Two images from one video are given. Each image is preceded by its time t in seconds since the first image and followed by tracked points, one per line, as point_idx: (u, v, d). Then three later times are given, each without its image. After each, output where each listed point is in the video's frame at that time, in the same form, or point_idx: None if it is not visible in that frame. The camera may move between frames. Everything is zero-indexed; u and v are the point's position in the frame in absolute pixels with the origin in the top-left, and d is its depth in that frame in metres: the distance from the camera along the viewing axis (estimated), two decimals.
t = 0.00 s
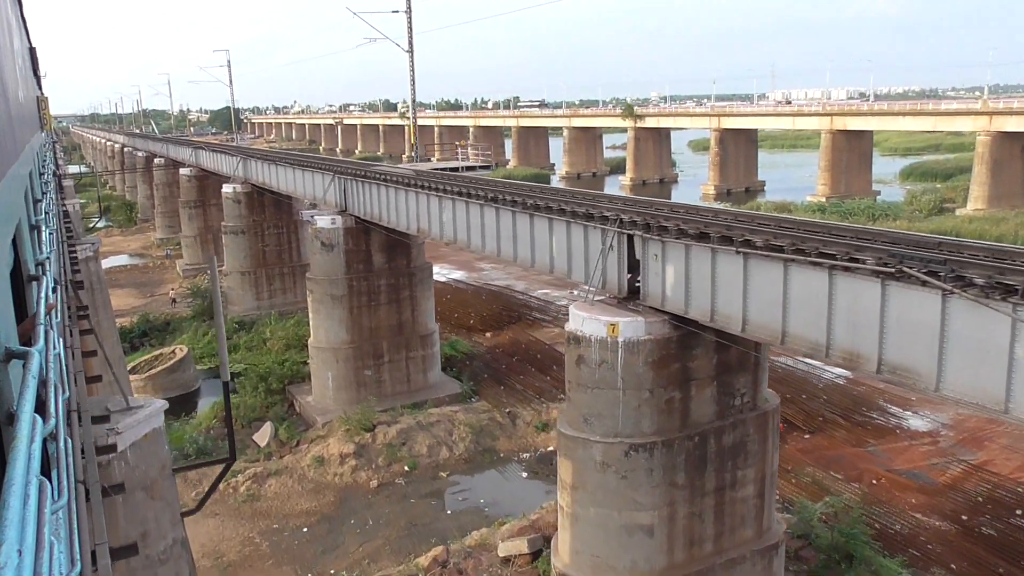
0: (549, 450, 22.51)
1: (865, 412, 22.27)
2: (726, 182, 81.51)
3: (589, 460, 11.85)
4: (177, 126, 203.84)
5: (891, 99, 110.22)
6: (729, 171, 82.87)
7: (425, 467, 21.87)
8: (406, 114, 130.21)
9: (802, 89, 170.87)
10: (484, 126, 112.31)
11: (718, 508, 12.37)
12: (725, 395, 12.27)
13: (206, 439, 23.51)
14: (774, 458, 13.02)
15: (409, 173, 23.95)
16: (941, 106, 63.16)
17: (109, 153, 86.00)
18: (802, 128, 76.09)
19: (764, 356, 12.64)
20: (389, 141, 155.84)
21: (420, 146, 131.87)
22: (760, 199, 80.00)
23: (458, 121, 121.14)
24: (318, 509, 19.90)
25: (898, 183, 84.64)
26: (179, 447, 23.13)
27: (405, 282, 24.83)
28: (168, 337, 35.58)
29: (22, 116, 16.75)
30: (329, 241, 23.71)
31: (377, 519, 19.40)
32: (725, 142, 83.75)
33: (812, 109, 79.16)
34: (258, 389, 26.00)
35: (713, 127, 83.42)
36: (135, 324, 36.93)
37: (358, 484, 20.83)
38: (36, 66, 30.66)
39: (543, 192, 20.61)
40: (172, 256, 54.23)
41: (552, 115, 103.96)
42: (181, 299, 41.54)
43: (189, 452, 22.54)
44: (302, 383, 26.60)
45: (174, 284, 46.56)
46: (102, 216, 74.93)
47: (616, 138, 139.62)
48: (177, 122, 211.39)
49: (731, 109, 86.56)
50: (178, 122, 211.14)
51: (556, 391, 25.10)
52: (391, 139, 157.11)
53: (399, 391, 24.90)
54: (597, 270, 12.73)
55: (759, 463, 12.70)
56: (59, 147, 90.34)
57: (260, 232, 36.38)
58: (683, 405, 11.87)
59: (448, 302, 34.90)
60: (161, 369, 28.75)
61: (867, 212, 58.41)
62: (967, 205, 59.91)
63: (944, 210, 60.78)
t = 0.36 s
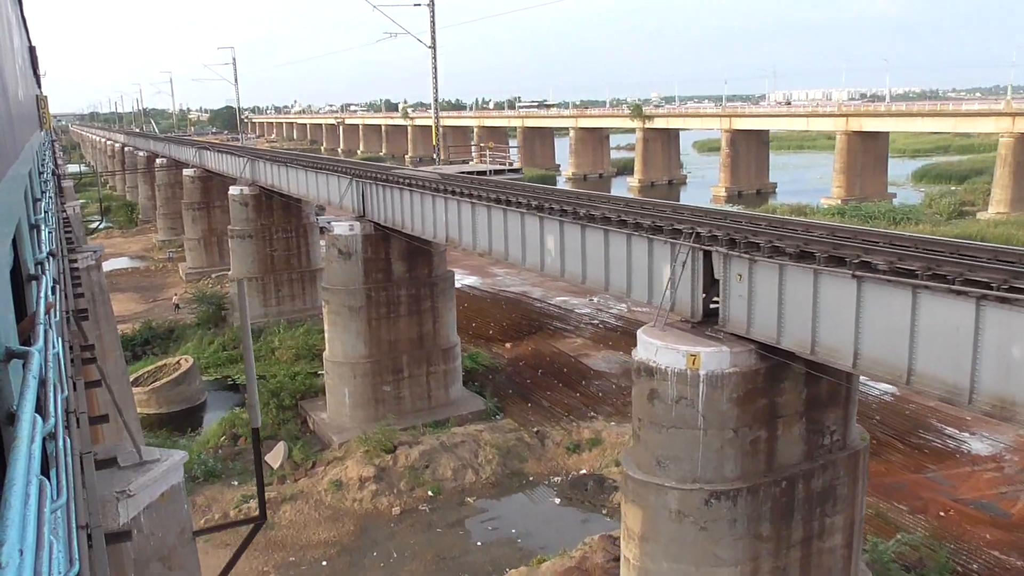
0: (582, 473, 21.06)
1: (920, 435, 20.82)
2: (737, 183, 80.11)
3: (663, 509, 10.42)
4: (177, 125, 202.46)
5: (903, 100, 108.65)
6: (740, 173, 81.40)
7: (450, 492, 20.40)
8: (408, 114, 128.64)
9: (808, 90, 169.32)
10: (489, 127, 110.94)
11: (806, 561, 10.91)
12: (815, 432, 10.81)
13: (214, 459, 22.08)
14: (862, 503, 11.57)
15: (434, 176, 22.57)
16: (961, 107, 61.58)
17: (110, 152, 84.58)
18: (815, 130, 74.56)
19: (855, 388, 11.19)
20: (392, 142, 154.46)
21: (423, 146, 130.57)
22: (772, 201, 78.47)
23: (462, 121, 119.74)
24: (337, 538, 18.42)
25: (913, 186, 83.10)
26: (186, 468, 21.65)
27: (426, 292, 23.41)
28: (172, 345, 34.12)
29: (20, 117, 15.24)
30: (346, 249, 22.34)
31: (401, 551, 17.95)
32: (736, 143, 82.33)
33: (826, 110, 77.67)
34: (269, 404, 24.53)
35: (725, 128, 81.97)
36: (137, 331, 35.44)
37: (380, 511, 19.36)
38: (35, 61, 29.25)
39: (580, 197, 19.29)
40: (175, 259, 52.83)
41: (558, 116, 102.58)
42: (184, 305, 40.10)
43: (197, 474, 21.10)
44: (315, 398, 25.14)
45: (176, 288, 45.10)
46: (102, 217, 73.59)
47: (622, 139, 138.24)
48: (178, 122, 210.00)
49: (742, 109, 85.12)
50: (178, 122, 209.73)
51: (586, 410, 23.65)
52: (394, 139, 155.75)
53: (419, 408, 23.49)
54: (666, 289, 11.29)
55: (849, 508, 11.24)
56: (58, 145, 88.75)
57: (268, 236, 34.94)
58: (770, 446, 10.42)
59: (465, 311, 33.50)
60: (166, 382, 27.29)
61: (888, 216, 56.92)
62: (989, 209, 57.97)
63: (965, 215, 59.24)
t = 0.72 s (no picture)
0: (621, 500, 19.56)
1: (985, 462, 19.38)
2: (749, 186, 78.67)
3: (762, 574, 9.01)
4: (178, 126, 201.01)
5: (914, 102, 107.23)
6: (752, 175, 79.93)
7: (480, 522, 18.91)
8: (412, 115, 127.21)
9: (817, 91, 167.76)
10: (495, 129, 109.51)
11: None
12: (933, 484, 9.34)
13: (225, 483, 20.59)
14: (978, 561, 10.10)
15: (462, 181, 21.11)
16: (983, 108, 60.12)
17: (110, 153, 83.08)
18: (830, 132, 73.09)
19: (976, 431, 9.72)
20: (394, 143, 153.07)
21: (427, 148, 129.16)
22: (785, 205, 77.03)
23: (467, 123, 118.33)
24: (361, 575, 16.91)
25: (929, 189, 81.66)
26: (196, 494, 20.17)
27: (452, 304, 21.95)
28: (177, 356, 32.64)
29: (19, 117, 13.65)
30: (367, 258, 20.90)
31: None
32: (749, 145, 80.91)
33: (841, 112, 76.21)
34: (282, 422, 23.05)
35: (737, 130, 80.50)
36: (141, 341, 33.94)
37: (405, 543, 17.86)
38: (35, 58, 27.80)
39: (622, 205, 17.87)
40: (178, 264, 51.37)
41: (566, 117, 101.14)
42: (189, 313, 38.65)
43: (207, 501, 19.63)
44: (331, 416, 23.66)
45: (180, 295, 43.64)
46: (103, 220, 72.22)
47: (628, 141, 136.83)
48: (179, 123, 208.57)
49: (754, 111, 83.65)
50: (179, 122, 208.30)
51: (620, 431, 22.19)
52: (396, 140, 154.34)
53: (443, 428, 22.07)
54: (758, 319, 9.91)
55: (967, 569, 9.77)
56: (58, 146, 87.27)
57: (278, 242, 33.50)
58: (885, 502, 8.96)
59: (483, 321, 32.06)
60: (172, 397, 25.82)
61: (910, 220, 55.51)
62: (1012, 214, 56.50)
63: (988, 220, 57.80)
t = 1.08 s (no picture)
0: (665, 529, 18.05)
1: None
2: (759, 186, 77.18)
3: None
4: (176, 125, 199.36)
5: (923, 100, 105.67)
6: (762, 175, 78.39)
7: (515, 554, 17.44)
8: (413, 114, 125.73)
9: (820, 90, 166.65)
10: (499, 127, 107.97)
11: None
12: None
13: (237, 510, 19.11)
14: None
15: (491, 183, 19.55)
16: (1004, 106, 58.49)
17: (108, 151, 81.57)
18: (844, 131, 71.54)
19: None
20: (395, 141, 151.60)
21: (429, 146, 127.66)
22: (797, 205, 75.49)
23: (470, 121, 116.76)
24: None
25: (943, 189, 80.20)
26: (206, 523, 18.74)
27: (478, 316, 20.45)
28: (181, 366, 31.16)
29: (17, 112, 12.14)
30: (388, 267, 19.42)
31: None
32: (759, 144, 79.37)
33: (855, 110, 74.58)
34: (295, 442, 21.58)
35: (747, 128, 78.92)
36: (143, 350, 32.43)
37: None
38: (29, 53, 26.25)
39: (675, 212, 16.22)
40: (179, 267, 49.83)
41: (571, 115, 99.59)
42: (192, 319, 37.14)
43: (219, 531, 18.17)
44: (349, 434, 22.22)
45: (182, 300, 42.13)
46: (102, 221, 70.72)
47: (632, 139, 135.45)
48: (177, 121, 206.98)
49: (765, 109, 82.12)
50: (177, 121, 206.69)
51: (659, 451, 20.73)
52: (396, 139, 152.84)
53: (469, 449, 20.62)
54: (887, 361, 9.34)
55: None
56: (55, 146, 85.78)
57: (286, 246, 31.92)
58: None
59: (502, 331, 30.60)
60: (177, 413, 24.32)
61: (932, 221, 53.98)
62: None
63: (1011, 221, 56.21)
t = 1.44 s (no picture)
0: (718, 565, 16.49)
1: None
2: (772, 188, 75.75)
3: None
4: (176, 126, 197.93)
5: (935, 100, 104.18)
6: (774, 176, 76.98)
7: None
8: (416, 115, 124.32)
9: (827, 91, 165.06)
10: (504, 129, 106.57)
11: None
12: None
13: (251, 542, 17.63)
14: None
15: (529, 189, 17.96)
16: None
17: (108, 152, 80.13)
18: (859, 130, 70.13)
19: None
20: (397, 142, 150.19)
21: (433, 147, 126.24)
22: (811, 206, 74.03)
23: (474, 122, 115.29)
24: None
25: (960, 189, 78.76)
26: (219, 558, 17.18)
27: (510, 333, 18.97)
28: (187, 379, 29.72)
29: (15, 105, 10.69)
30: (416, 280, 17.98)
31: None
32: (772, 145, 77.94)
33: (870, 110, 73.04)
34: (313, 467, 20.14)
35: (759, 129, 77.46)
36: (147, 361, 30.98)
37: None
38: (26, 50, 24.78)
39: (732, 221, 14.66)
40: (182, 273, 48.39)
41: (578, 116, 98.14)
42: (198, 329, 35.70)
43: (232, 567, 16.64)
44: (369, 457, 20.74)
45: (187, 307, 40.69)
46: (103, 225, 69.33)
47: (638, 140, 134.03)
48: (176, 122, 205.51)
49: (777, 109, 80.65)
50: (177, 122, 205.21)
51: (704, 477, 19.23)
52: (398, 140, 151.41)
53: (500, 474, 19.18)
54: None
55: None
56: (54, 147, 84.32)
57: (296, 253, 30.45)
58: None
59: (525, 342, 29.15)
60: (185, 433, 22.85)
61: (956, 224, 52.55)
62: None
63: None
